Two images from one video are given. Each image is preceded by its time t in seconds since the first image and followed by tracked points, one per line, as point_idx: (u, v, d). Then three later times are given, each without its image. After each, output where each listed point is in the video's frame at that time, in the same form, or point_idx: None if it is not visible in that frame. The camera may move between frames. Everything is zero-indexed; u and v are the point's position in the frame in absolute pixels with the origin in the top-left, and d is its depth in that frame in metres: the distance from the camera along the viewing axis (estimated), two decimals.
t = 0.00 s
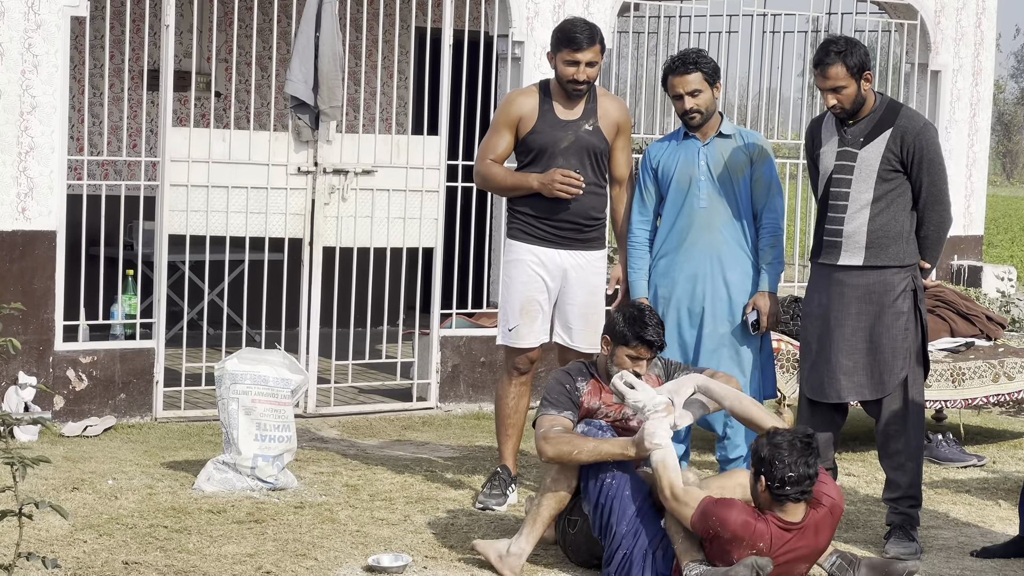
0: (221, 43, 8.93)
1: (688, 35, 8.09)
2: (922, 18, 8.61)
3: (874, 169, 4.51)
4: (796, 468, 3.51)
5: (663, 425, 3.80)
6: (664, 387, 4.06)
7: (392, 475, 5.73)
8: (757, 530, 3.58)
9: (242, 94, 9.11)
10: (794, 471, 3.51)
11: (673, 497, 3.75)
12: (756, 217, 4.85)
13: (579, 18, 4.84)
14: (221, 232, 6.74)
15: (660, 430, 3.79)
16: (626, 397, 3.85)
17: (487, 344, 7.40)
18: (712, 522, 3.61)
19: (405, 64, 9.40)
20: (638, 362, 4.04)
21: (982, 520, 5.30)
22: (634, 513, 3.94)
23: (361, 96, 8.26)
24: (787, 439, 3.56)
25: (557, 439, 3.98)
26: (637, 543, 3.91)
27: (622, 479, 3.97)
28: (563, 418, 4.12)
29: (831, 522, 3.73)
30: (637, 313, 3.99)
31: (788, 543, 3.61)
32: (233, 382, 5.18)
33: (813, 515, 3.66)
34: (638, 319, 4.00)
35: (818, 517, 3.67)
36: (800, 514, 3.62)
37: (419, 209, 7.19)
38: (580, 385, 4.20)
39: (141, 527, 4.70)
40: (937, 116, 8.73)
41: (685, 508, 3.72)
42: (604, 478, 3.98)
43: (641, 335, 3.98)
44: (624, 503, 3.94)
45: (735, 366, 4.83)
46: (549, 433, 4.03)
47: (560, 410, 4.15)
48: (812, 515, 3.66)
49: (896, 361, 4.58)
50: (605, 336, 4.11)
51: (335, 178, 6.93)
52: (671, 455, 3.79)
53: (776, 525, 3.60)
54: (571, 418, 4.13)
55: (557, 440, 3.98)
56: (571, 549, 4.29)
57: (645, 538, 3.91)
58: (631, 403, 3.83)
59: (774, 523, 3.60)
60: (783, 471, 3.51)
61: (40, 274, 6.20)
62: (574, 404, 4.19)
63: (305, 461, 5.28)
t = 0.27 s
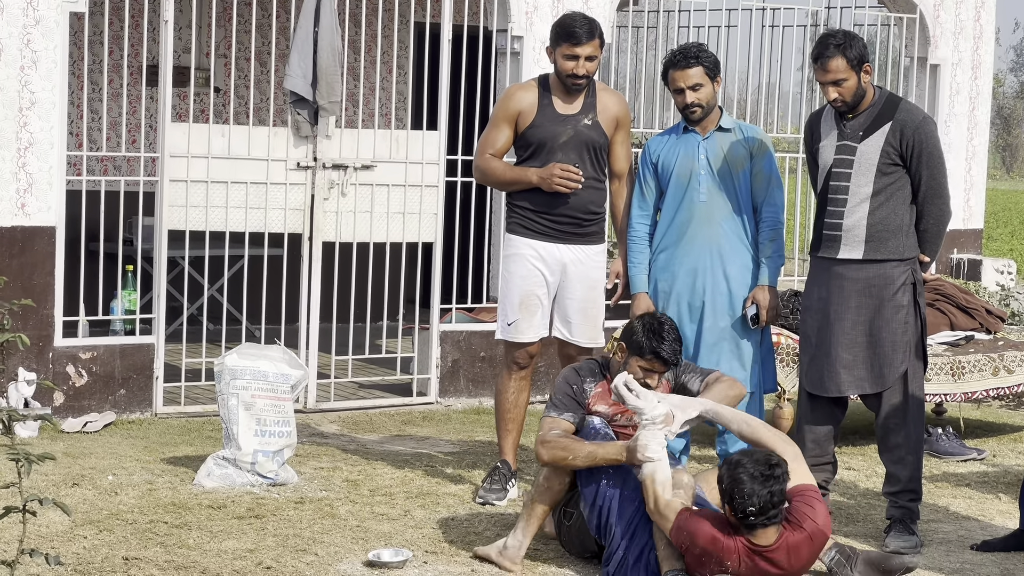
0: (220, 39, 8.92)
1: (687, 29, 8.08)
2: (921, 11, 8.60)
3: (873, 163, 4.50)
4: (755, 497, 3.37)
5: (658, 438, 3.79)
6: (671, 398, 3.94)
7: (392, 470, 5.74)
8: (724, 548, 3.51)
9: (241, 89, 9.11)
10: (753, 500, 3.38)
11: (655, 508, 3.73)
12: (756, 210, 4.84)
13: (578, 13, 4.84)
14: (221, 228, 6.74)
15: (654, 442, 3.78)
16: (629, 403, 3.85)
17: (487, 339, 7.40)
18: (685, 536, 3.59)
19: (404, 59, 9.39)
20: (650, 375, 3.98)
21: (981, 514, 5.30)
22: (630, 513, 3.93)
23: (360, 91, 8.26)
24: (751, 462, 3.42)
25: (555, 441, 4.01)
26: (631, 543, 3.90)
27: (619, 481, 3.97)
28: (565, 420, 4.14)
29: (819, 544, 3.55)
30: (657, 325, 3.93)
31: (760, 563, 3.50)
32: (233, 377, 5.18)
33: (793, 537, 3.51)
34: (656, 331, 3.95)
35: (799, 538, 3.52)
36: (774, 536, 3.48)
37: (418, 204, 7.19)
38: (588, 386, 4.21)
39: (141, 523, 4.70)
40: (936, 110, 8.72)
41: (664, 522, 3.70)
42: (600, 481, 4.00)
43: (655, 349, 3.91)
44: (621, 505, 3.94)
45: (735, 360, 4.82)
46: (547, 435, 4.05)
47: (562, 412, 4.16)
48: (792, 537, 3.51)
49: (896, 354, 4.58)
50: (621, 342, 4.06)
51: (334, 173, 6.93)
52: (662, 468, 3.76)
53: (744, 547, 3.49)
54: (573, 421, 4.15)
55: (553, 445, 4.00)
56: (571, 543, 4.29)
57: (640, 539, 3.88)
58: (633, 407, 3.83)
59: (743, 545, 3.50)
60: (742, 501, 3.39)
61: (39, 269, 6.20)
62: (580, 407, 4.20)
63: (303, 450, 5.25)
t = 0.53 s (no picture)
0: (220, 37, 8.91)
1: (687, 27, 8.08)
2: (920, 8, 8.59)
3: (873, 160, 4.51)
4: (698, 474, 3.41)
5: (606, 453, 3.78)
6: (594, 406, 3.93)
7: (392, 468, 5.73)
8: (694, 537, 3.52)
9: (241, 87, 9.11)
10: (697, 477, 3.42)
11: (629, 520, 3.79)
12: (756, 208, 4.84)
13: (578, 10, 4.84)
14: (221, 226, 6.74)
15: (603, 459, 3.78)
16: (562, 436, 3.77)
17: (487, 337, 7.40)
18: (655, 543, 3.60)
19: (403, 57, 9.38)
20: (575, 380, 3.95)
21: (981, 510, 5.30)
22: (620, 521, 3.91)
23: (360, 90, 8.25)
24: (683, 444, 3.45)
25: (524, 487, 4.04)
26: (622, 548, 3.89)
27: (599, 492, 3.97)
28: (520, 464, 4.16)
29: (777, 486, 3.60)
30: (564, 334, 3.88)
31: (732, 533, 3.53)
32: (234, 376, 5.18)
33: (750, 492, 3.55)
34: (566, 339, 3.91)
35: (756, 490, 3.56)
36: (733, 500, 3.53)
37: (418, 203, 7.19)
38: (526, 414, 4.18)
39: (141, 521, 4.71)
40: (936, 107, 8.72)
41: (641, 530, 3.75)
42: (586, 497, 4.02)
43: (573, 357, 3.88)
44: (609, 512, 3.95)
45: (735, 357, 4.82)
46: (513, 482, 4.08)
47: (515, 456, 4.17)
48: (749, 491, 3.55)
49: (896, 351, 4.58)
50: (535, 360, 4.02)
51: (334, 171, 6.93)
52: (621, 477, 3.81)
53: (709, 525, 3.53)
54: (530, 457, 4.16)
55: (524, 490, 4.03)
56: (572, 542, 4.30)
57: (629, 541, 3.87)
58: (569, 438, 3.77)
59: (707, 524, 3.53)
60: (688, 481, 3.42)
61: (39, 268, 6.20)
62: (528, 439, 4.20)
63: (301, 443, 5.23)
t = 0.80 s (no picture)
0: (221, 38, 8.91)
1: (688, 26, 8.08)
2: (922, 7, 8.59)
3: (875, 159, 4.51)
4: (694, 499, 3.39)
5: (577, 480, 3.79)
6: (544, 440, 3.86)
7: (394, 469, 5.74)
8: (693, 555, 3.54)
9: (243, 88, 9.11)
10: (694, 503, 3.40)
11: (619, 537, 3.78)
12: (758, 207, 4.84)
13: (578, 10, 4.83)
14: (222, 227, 6.74)
15: (576, 487, 3.80)
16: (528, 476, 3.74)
17: (488, 337, 7.41)
18: (653, 565, 3.60)
19: (405, 57, 9.39)
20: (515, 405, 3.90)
21: (984, 510, 5.30)
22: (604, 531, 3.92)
23: (362, 90, 8.25)
24: (674, 471, 3.38)
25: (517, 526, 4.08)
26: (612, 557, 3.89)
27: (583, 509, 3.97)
28: (503, 508, 4.13)
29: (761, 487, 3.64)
30: (490, 369, 3.82)
31: (729, 543, 3.57)
32: (235, 376, 5.19)
33: (739, 500, 3.58)
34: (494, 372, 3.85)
35: (743, 497, 3.59)
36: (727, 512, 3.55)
37: (420, 203, 7.19)
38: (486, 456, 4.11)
39: (143, 522, 4.71)
40: (938, 106, 8.72)
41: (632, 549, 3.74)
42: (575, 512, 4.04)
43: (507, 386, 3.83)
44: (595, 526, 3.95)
45: (736, 357, 4.82)
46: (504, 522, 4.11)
47: (494, 500, 4.14)
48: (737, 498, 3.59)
49: (897, 350, 4.57)
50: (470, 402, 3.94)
51: (336, 171, 6.93)
52: (599, 499, 3.81)
53: (707, 541, 3.55)
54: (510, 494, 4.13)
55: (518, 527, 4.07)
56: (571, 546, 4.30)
57: (618, 551, 3.87)
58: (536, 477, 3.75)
59: (704, 540, 3.55)
60: (684, 509, 3.40)
61: (41, 269, 6.21)
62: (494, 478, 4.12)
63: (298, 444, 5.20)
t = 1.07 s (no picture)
0: (225, 41, 8.92)
1: (692, 30, 8.08)
2: (925, 10, 8.58)
3: (878, 162, 4.50)
4: (698, 509, 3.41)
5: (579, 491, 3.80)
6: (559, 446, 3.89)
7: (398, 472, 5.73)
8: (694, 561, 3.55)
9: (247, 91, 9.12)
10: (697, 513, 3.42)
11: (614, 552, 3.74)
12: (762, 210, 4.84)
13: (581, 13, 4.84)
14: (226, 230, 6.74)
15: (577, 498, 3.80)
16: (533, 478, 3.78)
17: (492, 340, 7.41)
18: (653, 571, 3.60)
19: (408, 60, 9.39)
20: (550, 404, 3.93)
21: (988, 513, 5.29)
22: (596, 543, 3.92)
23: (365, 93, 8.25)
24: (677, 485, 3.40)
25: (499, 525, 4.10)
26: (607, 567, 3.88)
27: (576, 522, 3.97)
28: (491, 500, 4.13)
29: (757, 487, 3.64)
30: (540, 356, 3.87)
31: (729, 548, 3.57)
32: (239, 379, 5.19)
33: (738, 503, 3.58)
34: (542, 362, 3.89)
35: (740, 498, 3.59)
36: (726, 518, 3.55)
37: (423, 206, 7.19)
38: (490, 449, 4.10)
39: (148, 525, 4.71)
40: (941, 109, 8.71)
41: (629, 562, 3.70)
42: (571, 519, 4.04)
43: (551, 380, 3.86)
44: (587, 539, 3.95)
45: (740, 360, 4.81)
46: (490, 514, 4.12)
47: (483, 493, 4.12)
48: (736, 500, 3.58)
49: (901, 353, 4.57)
50: (508, 385, 3.97)
51: (339, 174, 6.93)
52: (597, 512, 3.81)
53: (707, 547, 3.55)
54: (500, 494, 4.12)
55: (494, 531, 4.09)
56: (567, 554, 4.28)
57: (610, 562, 3.86)
58: (541, 480, 3.79)
59: (704, 545, 3.55)
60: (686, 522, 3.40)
61: (46, 272, 6.21)
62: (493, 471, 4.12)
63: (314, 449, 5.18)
